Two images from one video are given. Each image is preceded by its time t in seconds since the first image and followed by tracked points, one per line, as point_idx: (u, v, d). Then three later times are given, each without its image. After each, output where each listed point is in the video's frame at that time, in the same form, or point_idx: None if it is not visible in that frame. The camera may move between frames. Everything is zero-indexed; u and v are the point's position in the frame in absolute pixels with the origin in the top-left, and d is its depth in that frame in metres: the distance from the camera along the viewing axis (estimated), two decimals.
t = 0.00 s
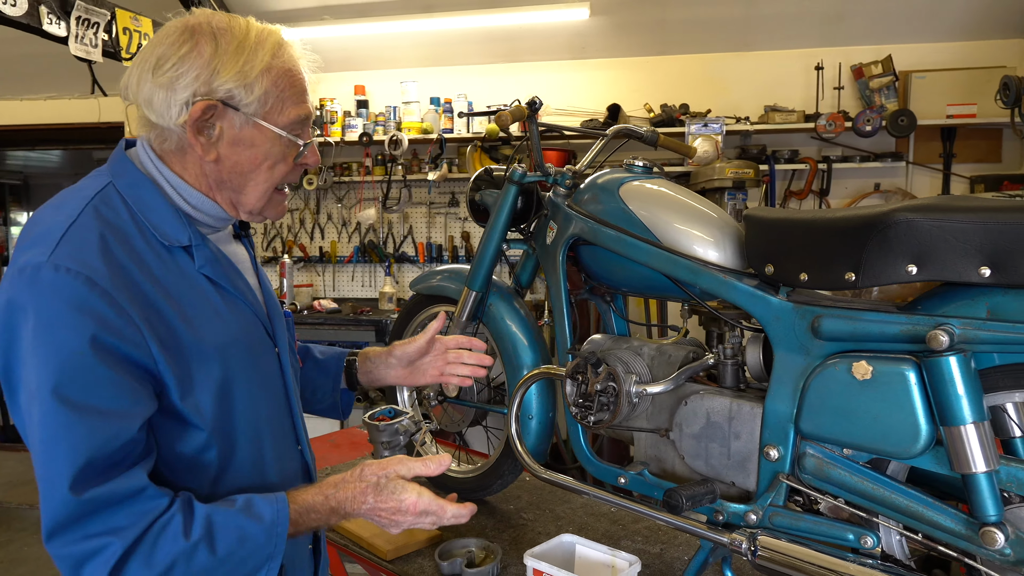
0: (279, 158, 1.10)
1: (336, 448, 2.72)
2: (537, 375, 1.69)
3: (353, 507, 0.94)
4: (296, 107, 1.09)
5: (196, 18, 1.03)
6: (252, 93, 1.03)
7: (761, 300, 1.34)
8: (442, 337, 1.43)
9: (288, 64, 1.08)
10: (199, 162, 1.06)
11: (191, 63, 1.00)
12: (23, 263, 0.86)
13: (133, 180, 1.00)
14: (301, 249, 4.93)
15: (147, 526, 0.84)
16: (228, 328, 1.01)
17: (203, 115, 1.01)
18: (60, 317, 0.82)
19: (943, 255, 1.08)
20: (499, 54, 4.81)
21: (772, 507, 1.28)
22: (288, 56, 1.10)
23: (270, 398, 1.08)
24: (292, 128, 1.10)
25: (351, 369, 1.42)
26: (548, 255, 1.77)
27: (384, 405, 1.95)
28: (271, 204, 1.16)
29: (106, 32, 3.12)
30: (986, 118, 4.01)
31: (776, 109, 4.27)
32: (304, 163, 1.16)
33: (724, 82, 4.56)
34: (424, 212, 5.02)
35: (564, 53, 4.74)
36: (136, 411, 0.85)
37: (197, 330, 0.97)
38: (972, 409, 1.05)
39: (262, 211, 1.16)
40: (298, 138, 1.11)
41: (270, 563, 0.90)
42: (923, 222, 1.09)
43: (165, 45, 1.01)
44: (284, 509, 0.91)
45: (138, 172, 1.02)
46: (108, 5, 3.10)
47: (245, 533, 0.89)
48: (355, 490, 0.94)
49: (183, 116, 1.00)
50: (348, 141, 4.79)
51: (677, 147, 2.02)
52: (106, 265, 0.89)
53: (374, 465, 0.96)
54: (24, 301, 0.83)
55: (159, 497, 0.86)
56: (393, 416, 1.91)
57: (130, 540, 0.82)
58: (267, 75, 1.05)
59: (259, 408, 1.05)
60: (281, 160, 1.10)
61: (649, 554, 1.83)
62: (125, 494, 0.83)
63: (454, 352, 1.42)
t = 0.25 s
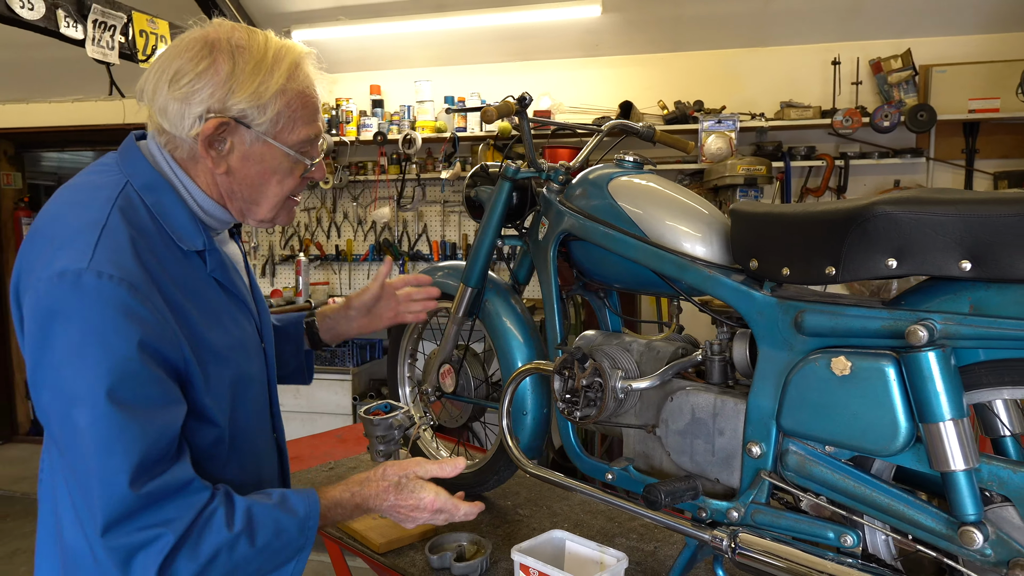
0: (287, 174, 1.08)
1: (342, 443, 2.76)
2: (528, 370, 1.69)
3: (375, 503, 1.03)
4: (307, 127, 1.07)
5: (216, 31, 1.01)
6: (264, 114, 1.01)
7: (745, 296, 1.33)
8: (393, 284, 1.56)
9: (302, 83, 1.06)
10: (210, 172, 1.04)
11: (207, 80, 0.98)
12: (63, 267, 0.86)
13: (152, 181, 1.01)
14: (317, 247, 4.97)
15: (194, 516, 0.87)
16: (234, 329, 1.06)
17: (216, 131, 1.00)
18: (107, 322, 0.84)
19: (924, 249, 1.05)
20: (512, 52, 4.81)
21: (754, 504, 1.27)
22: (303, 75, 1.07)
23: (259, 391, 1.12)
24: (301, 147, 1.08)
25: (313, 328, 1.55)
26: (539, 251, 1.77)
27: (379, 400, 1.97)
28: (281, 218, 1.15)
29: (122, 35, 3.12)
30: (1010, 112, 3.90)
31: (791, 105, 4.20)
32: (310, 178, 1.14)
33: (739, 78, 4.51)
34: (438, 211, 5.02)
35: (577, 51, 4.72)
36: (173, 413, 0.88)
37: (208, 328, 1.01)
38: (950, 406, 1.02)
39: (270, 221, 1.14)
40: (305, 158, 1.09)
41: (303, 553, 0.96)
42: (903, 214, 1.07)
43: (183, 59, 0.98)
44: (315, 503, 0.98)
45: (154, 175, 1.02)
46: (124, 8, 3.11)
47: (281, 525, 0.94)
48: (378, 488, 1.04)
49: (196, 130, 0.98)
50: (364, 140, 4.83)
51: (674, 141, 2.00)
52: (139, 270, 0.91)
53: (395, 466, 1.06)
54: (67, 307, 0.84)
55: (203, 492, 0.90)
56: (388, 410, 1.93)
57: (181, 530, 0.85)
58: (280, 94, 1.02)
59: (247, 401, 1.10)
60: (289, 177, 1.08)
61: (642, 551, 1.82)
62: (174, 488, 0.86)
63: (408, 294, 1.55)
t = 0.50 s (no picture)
0: (281, 160, 1.01)
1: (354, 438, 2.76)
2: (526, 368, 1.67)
3: (389, 443, 0.94)
4: (299, 109, 1.00)
5: (203, 20, 0.95)
6: (255, 99, 0.95)
7: (743, 292, 1.28)
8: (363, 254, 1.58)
9: (292, 68, 0.99)
10: (204, 160, 0.98)
11: (198, 68, 0.92)
12: (64, 251, 0.82)
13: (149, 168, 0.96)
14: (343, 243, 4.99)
15: (211, 479, 0.83)
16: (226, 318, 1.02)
17: (209, 119, 0.93)
18: (110, 303, 0.80)
19: (922, 244, 1.00)
20: (536, 48, 4.73)
21: (747, 509, 1.22)
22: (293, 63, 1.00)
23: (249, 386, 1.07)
24: (294, 131, 1.01)
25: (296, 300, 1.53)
26: (540, 246, 1.74)
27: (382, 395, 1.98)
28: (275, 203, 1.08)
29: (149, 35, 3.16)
30: None
31: (822, 99, 4.00)
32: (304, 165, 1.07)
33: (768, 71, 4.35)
34: (462, 208, 4.98)
35: (602, 46, 4.63)
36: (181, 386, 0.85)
37: (203, 319, 0.97)
38: (948, 410, 0.97)
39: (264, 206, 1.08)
40: (299, 142, 1.02)
41: (321, 499, 0.90)
42: (901, 208, 1.01)
43: (173, 50, 0.92)
44: (328, 451, 0.91)
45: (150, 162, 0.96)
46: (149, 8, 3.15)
47: (295, 476, 0.88)
48: (389, 426, 0.94)
49: (189, 118, 0.92)
50: (388, 137, 4.84)
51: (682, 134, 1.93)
52: (142, 251, 0.87)
53: (404, 402, 0.96)
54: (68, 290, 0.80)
55: (218, 454, 0.85)
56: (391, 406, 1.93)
57: (200, 492, 0.82)
58: (270, 80, 0.96)
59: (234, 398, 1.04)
60: (285, 162, 1.02)
61: (644, 554, 1.78)
62: (191, 451, 0.83)
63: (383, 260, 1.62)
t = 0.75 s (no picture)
0: (241, 156, 0.99)
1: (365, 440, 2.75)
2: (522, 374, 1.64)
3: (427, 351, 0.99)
4: (257, 104, 0.98)
5: (167, 19, 0.95)
6: (211, 92, 0.94)
7: (736, 300, 1.23)
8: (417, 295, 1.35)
9: (250, 64, 0.98)
10: (165, 156, 0.97)
11: (155, 61, 0.92)
12: (30, 239, 0.81)
13: (113, 165, 0.95)
14: (363, 244, 4.98)
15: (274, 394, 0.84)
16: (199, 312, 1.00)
17: (165, 112, 0.93)
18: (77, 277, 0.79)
19: (918, 251, 0.94)
20: (556, 46, 4.61)
21: (739, 526, 1.18)
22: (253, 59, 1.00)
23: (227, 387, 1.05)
24: (253, 126, 0.99)
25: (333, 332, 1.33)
26: (537, 250, 1.71)
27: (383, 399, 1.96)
28: (236, 204, 1.05)
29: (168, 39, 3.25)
30: None
31: (848, 96, 3.82)
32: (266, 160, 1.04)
33: (793, 67, 4.14)
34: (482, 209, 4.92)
35: (622, 44, 4.48)
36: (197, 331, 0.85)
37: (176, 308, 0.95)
38: (944, 428, 0.91)
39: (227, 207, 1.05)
40: (259, 138, 0.99)
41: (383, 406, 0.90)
42: (895, 213, 0.96)
43: (132, 46, 0.94)
44: (379, 361, 0.94)
45: (117, 158, 0.96)
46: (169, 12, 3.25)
47: (355, 382, 0.90)
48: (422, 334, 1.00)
49: (146, 111, 0.92)
50: (408, 138, 4.80)
51: (687, 134, 1.85)
52: (110, 233, 0.86)
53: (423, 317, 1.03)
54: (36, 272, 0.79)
55: (265, 371, 0.86)
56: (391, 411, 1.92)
57: (269, 404, 0.82)
58: (226, 73, 0.95)
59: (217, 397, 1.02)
60: (245, 157, 0.99)
61: (645, 568, 1.72)
62: (248, 369, 0.84)
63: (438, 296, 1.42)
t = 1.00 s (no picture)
0: (246, 158, 1.00)
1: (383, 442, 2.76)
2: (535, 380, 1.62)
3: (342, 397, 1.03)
4: (262, 107, 1.00)
5: (169, 25, 0.98)
6: (213, 93, 0.95)
7: (747, 306, 1.20)
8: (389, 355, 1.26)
9: (254, 66, 1.00)
10: (171, 159, 0.99)
11: (159, 65, 0.94)
12: (21, 237, 0.82)
13: (118, 168, 0.96)
14: (392, 245, 5.01)
15: (212, 439, 0.85)
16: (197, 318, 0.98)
17: (169, 115, 0.94)
18: (58, 280, 0.80)
19: (933, 259, 0.90)
20: (586, 46, 4.57)
21: (749, 540, 1.14)
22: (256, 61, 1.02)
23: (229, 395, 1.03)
24: (257, 129, 1.01)
25: (305, 386, 1.32)
26: (552, 253, 1.69)
27: (397, 402, 1.96)
28: (247, 207, 1.07)
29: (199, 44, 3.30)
30: None
31: (886, 95, 3.69)
32: (273, 162, 1.05)
33: (829, 66, 4.02)
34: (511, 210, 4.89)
35: (653, 43, 4.39)
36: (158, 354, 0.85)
37: (169, 316, 0.94)
38: (959, 446, 0.87)
39: (237, 209, 1.06)
40: (264, 140, 1.01)
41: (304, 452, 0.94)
42: (909, 219, 0.92)
43: (136, 52, 0.96)
44: (309, 407, 0.96)
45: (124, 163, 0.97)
46: (200, 16, 3.31)
47: (289, 429, 0.92)
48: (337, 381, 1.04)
49: (150, 115, 0.93)
50: (437, 139, 4.80)
51: (708, 135, 1.81)
52: (101, 235, 0.87)
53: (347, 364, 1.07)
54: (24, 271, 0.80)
55: (210, 413, 0.87)
56: (406, 413, 1.92)
57: (204, 453, 0.83)
58: (229, 75, 0.96)
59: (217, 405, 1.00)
60: (250, 160, 1.01)
61: None
62: (191, 410, 0.84)
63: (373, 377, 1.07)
